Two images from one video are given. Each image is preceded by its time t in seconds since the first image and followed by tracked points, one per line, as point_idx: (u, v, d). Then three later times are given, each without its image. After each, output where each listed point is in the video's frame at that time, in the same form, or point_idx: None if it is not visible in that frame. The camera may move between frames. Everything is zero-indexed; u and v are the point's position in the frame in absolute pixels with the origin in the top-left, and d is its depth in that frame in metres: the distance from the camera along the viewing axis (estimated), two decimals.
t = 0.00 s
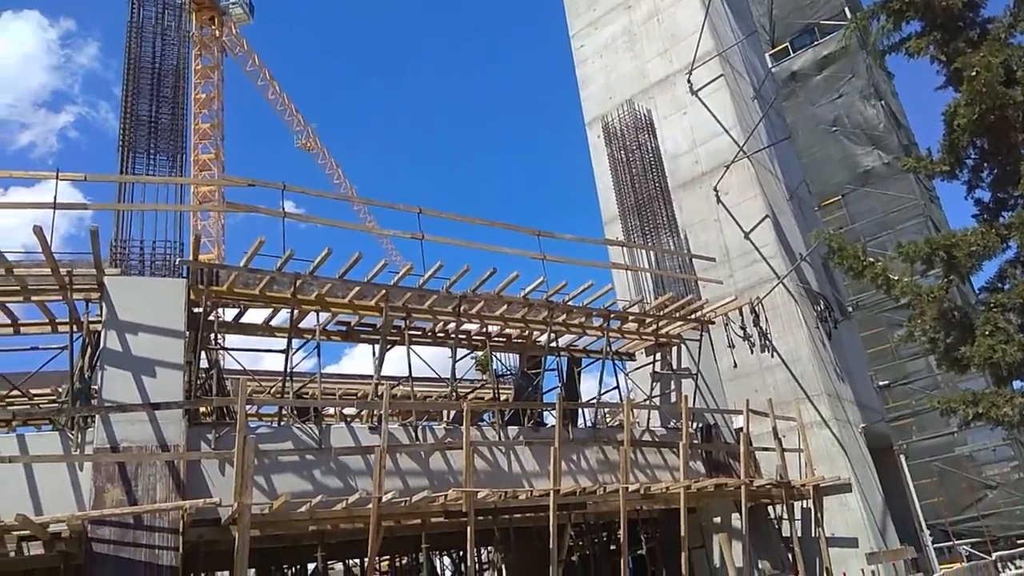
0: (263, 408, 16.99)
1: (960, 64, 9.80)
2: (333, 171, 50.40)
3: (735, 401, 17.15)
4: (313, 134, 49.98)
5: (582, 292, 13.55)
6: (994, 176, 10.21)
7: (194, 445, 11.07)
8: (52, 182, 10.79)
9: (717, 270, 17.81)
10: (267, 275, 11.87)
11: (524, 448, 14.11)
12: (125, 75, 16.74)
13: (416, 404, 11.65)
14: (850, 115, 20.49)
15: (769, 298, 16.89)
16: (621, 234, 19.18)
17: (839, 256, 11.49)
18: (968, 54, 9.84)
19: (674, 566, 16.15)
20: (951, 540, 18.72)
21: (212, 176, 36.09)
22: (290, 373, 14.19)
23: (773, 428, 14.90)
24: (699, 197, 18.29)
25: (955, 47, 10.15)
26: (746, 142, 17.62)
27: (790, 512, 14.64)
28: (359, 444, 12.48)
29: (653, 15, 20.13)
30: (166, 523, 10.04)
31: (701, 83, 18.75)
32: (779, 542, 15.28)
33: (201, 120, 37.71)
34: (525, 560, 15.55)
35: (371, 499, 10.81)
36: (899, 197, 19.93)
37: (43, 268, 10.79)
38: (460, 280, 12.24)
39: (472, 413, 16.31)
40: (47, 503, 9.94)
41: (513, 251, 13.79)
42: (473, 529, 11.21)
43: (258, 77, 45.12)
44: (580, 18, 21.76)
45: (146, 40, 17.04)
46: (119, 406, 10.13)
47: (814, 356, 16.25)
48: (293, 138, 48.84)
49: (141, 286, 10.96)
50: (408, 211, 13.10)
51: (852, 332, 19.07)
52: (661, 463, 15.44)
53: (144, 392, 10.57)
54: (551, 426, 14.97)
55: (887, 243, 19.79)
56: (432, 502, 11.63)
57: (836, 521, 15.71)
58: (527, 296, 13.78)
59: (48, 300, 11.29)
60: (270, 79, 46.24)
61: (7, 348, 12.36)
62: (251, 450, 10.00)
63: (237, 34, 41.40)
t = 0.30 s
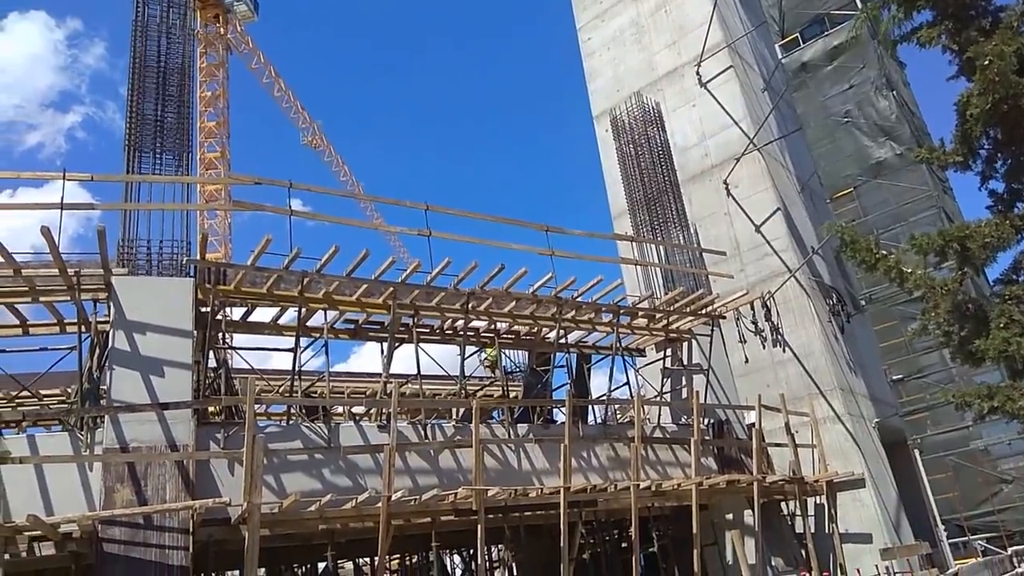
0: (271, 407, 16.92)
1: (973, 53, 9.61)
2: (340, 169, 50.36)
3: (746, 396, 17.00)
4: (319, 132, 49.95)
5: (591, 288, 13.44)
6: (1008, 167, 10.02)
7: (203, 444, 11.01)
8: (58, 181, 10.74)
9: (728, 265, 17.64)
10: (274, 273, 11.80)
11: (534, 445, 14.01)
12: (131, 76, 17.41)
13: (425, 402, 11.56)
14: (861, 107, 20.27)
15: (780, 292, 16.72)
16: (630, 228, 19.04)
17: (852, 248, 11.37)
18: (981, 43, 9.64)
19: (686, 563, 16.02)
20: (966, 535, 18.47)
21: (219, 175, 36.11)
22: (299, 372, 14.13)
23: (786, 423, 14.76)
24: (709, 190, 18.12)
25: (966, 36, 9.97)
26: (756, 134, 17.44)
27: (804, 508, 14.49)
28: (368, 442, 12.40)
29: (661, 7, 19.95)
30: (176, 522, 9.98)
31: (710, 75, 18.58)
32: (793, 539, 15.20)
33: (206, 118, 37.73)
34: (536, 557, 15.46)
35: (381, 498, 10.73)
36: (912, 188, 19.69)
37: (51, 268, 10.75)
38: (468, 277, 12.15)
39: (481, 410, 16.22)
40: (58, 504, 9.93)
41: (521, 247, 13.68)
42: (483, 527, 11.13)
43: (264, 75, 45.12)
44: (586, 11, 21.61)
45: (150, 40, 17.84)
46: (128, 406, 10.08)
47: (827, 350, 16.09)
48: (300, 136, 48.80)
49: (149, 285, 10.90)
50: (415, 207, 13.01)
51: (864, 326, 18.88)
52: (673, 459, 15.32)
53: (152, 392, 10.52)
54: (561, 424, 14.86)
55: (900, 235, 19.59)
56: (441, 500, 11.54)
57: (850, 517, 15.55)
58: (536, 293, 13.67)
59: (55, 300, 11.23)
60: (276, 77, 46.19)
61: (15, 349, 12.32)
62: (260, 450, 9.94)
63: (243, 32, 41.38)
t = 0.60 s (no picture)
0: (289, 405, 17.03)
1: (991, 42, 9.49)
2: (354, 167, 50.52)
3: (764, 390, 16.91)
4: (334, 131, 50.13)
5: (606, 283, 13.42)
6: None
7: (223, 442, 11.11)
8: (77, 184, 10.85)
9: (744, 258, 17.54)
10: (290, 272, 11.88)
11: (551, 441, 14.01)
12: (146, 77, 17.63)
13: (441, 399, 11.60)
14: (878, 98, 20.09)
15: (798, 285, 16.59)
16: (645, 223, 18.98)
17: (869, 240, 11.33)
18: (998, 31, 9.51)
19: (705, 558, 15.99)
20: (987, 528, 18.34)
21: (235, 175, 36.31)
22: (316, 370, 14.22)
23: (805, 417, 14.64)
24: (724, 184, 18.03)
25: (983, 25, 9.84)
26: (771, 127, 17.32)
27: (823, 502, 14.41)
28: (385, 439, 12.45)
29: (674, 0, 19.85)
30: (197, 520, 10.08)
31: (724, 68, 18.47)
32: (812, 533, 15.12)
33: (222, 119, 37.96)
34: (554, 553, 15.48)
35: (399, 495, 10.80)
36: (929, 179, 19.58)
37: (71, 270, 10.87)
38: (483, 274, 12.17)
39: (498, 407, 16.26)
40: (80, 502, 10.05)
41: (536, 244, 13.69)
42: (501, 523, 11.16)
43: (277, 75, 45.29)
44: (598, 5, 21.53)
45: (165, 41, 18.05)
46: (148, 406, 10.18)
47: (845, 344, 15.97)
48: (314, 135, 48.98)
49: (167, 286, 11.00)
50: (429, 205, 13.03)
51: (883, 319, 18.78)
52: (690, 454, 15.28)
53: (172, 391, 10.62)
54: (577, 420, 14.86)
55: (918, 226, 19.43)
56: (459, 496, 11.57)
57: (870, 510, 15.46)
58: (551, 289, 13.67)
59: (75, 302, 11.35)
60: (290, 77, 46.37)
61: (36, 350, 12.47)
62: (279, 447, 10.02)
63: (256, 32, 41.47)
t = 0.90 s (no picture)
0: (302, 407, 17.10)
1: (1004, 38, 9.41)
2: (365, 169, 50.66)
3: (777, 391, 16.84)
4: (345, 133, 50.30)
5: (617, 284, 13.42)
6: None
7: (236, 444, 11.17)
8: (91, 188, 10.97)
9: (756, 258, 17.47)
10: (302, 275, 11.93)
11: (562, 442, 14.00)
12: (158, 82, 18.00)
13: (452, 400, 11.61)
14: (891, 96, 19.99)
15: (810, 285, 16.52)
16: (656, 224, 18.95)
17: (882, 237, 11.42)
18: (1011, 28, 9.43)
19: (719, 559, 15.93)
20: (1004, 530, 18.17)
21: (247, 178, 36.48)
22: (328, 372, 14.28)
23: (818, 417, 14.57)
24: (736, 183, 17.96)
25: (996, 22, 9.75)
26: (782, 126, 17.25)
27: (837, 503, 14.33)
28: (398, 441, 12.48)
29: None
30: (211, 522, 10.13)
31: (735, 67, 18.43)
32: (826, 534, 15.04)
33: (233, 122, 38.16)
34: (567, 554, 15.47)
35: (411, 496, 10.83)
36: (943, 177, 19.35)
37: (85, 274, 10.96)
38: (494, 275, 12.19)
39: (510, 408, 16.27)
40: (96, 504, 10.14)
41: (547, 245, 13.70)
42: (513, 525, 11.16)
43: (289, 79, 45.47)
44: (608, 5, 21.51)
45: (177, 47, 18.52)
46: (162, 408, 10.26)
47: (859, 343, 15.87)
48: (325, 138, 49.15)
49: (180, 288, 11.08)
50: (440, 207, 13.07)
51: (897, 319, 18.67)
52: (703, 455, 15.23)
53: (185, 393, 10.69)
54: (589, 421, 14.84)
55: (932, 225, 19.27)
56: (471, 497, 11.58)
57: (884, 511, 15.36)
58: (562, 290, 13.67)
59: (89, 305, 11.45)
60: (300, 80, 46.56)
61: (52, 353, 12.59)
62: (292, 449, 10.07)
63: (267, 36, 41.60)
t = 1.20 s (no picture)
0: (318, 406, 17.12)
1: None
2: (379, 169, 50.75)
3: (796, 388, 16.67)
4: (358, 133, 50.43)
5: (633, 281, 13.30)
6: None
7: (254, 445, 11.18)
8: (107, 191, 11.01)
9: (774, 254, 17.28)
10: (317, 275, 11.93)
11: (579, 441, 13.92)
12: (174, 86, 20.17)
13: (468, 399, 11.56)
14: (910, 88, 19.71)
15: (830, 280, 16.31)
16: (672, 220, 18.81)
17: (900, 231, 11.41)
18: None
19: (738, 558, 15.79)
20: None
21: (262, 179, 36.67)
22: (344, 371, 14.28)
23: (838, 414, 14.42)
24: (752, 178, 17.78)
25: (1018, 11, 9.56)
26: (800, 120, 17.06)
27: (859, 501, 14.16)
28: (414, 440, 12.44)
29: None
30: (229, 522, 10.14)
31: (750, 61, 18.25)
32: (847, 532, 14.86)
33: (248, 124, 38.37)
34: (585, 553, 15.40)
35: (428, 496, 10.80)
36: (963, 170, 18.84)
37: (102, 276, 11.00)
38: (509, 273, 12.11)
39: (526, 406, 16.22)
40: (115, 506, 10.18)
41: (562, 243, 13.62)
42: (531, 524, 11.10)
43: (302, 80, 45.66)
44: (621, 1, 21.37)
45: (191, 49, 20.89)
46: (180, 409, 10.28)
47: (880, 339, 15.65)
48: (339, 138, 49.30)
49: (196, 290, 11.10)
50: (454, 205, 13.02)
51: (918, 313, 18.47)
52: (722, 453, 15.10)
53: (203, 394, 10.71)
54: (606, 419, 14.76)
55: (953, 219, 18.89)
56: (488, 497, 11.53)
57: (906, 509, 15.13)
58: (577, 288, 13.57)
59: (107, 307, 11.50)
60: (314, 81, 46.73)
61: (70, 355, 12.67)
62: (309, 448, 10.07)
63: (281, 38, 41.81)
